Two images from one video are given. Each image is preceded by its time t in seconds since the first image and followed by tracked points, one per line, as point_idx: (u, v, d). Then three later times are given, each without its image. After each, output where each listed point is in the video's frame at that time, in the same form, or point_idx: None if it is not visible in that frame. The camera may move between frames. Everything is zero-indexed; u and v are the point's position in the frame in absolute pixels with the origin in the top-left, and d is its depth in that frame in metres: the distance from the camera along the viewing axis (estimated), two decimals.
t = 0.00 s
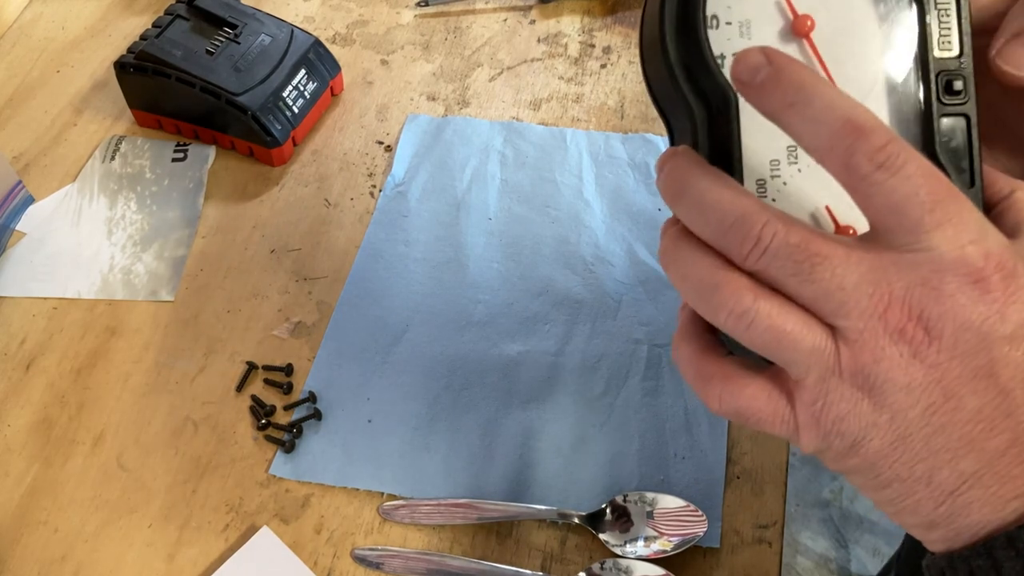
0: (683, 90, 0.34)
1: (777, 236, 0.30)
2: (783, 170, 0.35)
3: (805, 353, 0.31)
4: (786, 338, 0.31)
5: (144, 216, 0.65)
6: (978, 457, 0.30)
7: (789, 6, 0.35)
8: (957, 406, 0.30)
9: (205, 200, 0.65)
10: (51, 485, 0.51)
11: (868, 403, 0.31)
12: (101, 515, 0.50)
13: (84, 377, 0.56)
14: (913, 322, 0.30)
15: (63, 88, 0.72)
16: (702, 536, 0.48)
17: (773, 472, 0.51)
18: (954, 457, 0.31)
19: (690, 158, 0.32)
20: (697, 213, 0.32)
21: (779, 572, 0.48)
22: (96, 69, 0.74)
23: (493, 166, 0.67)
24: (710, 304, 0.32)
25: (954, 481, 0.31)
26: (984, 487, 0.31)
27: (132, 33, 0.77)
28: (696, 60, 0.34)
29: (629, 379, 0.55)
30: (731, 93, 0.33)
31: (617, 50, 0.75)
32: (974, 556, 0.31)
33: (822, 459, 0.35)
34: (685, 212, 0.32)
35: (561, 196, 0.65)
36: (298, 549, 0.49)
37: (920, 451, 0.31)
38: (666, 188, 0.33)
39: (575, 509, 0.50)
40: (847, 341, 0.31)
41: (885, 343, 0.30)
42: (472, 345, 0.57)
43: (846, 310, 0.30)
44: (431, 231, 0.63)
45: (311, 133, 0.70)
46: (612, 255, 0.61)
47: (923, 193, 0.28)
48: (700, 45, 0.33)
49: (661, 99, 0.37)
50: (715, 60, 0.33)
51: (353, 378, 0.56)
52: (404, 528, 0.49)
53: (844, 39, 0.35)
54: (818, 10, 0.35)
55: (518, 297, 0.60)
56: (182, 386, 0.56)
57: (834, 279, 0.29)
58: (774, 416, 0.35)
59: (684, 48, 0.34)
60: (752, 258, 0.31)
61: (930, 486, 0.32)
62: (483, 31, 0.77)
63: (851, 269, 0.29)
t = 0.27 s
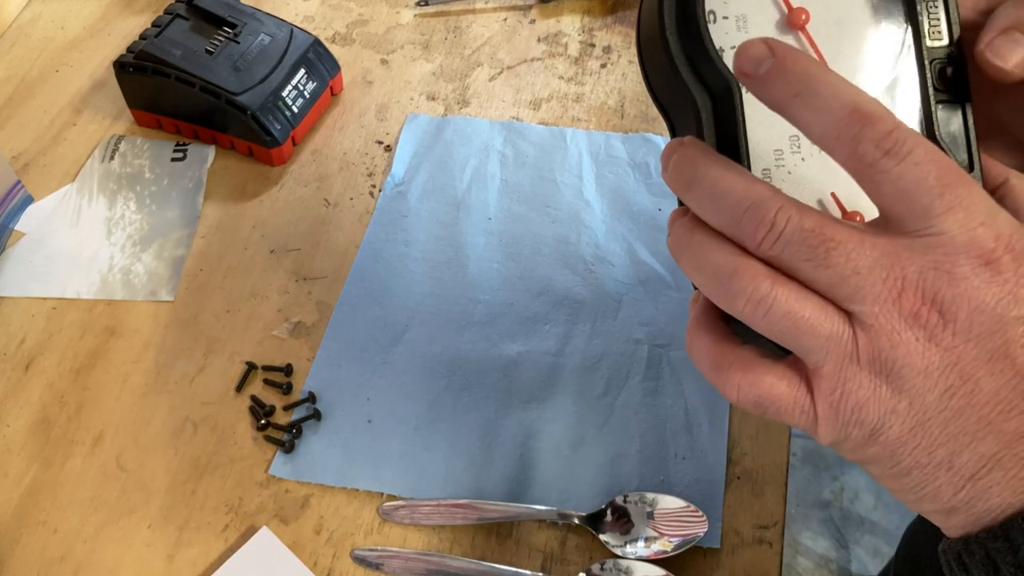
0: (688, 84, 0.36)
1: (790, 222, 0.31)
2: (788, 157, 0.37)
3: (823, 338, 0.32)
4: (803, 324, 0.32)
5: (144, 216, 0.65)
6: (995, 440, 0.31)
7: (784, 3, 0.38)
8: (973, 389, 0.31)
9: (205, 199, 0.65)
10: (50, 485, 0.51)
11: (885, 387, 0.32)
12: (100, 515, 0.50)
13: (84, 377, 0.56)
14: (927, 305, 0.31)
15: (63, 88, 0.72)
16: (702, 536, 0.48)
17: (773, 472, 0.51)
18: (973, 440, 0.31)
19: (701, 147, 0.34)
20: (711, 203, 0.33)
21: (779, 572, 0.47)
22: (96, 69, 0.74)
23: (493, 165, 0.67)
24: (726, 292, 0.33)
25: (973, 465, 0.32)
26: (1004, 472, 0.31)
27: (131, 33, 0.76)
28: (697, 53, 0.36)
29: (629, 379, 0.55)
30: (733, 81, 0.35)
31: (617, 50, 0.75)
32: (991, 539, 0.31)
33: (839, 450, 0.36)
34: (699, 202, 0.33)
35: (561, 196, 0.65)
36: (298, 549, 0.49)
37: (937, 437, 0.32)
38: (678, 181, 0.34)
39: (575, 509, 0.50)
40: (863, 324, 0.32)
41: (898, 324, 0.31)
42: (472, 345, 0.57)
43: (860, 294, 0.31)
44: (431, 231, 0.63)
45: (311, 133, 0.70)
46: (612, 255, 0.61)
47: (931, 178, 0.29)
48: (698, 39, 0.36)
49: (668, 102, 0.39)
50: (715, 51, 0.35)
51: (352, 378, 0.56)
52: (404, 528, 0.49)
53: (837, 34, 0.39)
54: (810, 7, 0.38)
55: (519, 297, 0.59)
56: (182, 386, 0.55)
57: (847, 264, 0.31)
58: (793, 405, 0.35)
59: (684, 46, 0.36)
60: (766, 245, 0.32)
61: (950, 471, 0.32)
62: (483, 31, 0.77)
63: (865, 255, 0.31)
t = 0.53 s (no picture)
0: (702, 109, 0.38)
1: (806, 239, 0.31)
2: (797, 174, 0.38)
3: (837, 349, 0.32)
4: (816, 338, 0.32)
5: (143, 216, 0.65)
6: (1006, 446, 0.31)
7: (788, 28, 0.40)
8: (981, 398, 0.31)
9: (205, 199, 0.65)
10: (50, 485, 0.51)
11: (896, 397, 0.32)
12: (100, 515, 0.50)
13: (83, 377, 0.56)
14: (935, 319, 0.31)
15: (63, 88, 0.72)
16: (703, 536, 0.48)
17: (773, 473, 0.51)
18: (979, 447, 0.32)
19: (716, 168, 0.34)
20: (725, 220, 0.33)
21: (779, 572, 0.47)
22: (95, 69, 0.74)
23: (492, 165, 0.67)
24: (742, 307, 0.34)
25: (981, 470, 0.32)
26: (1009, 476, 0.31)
27: (131, 33, 0.76)
28: (710, 79, 0.37)
29: (629, 379, 0.55)
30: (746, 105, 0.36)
31: (617, 50, 0.75)
32: (995, 545, 0.32)
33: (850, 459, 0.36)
34: (712, 219, 0.34)
35: (561, 196, 0.65)
36: (297, 549, 0.49)
37: (946, 445, 0.32)
38: (692, 199, 0.35)
39: (575, 509, 0.50)
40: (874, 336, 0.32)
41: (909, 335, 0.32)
42: (472, 345, 0.57)
43: (873, 309, 0.31)
44: (431, 231, 0.63)
45: (311, 132, 0.70)
46: (612, 255, 0.61)
47: (934, 197, 0.30)
48: (711, 65, 0.37)
49: (682, 129, 0.40)
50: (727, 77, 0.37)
51: (352, 378, 0.55)
52: (404, 528, 0.49)
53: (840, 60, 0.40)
54: (813, 33, 0.40)
55: (519, 297, 0.59)
56: (182, 386, 0.55)
57: (860, 278, 0.31)
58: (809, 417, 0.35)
59: (698, 72, 0.38)
60: (782, 261, 0.32)
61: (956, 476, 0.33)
62: (483, 31, 0.77)
63: (877, 269, 0.31)
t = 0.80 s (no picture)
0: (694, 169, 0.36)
1: (732, 349, 0.32)
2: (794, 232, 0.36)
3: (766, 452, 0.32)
4: (745, 438, 0.33)
5: (143, 216, 0.65)
6: (955, 543, 0.27)
7: (770, 81, 0.38)
8: (897, 513, 0.28)
9: (205, 199, 0.65)
10: (50, 485, 0.51)
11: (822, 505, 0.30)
12: (100, 516, 0.50)
13: (83, 377, 0.56)
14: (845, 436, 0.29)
15: (63, 88, 0.72)
16: (702, 536, 0.48)
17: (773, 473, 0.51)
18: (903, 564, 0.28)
19: (682, 256, 0.36)
20: (681, 312, 0.35)
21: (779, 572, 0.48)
22: (96, 69, 0.74)
23: (492, 165, 0.67)
24: (695, 397, 0.35)
25: None
26: None
27: (131, 33, 0.76)
28: (700, 137, 0.36)
29: (629, 380, 0.55)
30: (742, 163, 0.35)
31: (617, 50, 0.75)
32: None
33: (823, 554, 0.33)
34: (675, 306, 0.36)
35: (561, 197, 0.65)
36: (298, 549, 0.49)
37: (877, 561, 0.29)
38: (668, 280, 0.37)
39: (575, 509, 0.50)
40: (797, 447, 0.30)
41: (873, 402, 0.28)
42: (472, 345, 0.57)
43: (793, 421, 0.30)
44: (431, 231, 0.63)
45: (311, 132, 0.70)
46: (612, 255, 0.61)
47: (828, 316, 0.29)
48: (703, 125, 0.36)
49: (675, 189, 0.38)
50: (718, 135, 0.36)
51: (352, 378, 0.56)
52: (404, 528, 0.49)
53: (828, 109, 0.39)
54: (796, 85, 0.38)
55: (519, 297, 0.59)
56: (182, 386, 0.55)
57: (776, 392, 0.30)
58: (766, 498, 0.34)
59: (690, 132, 0.36)
60: (716, 361, 0.33)
61: None
62: (483, 31, 0.77)
63: (797, 386, 0.30)
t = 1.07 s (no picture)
0: (733, 206, 0.41)
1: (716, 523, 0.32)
2: (832, 251, 0.40)
3: None
4: None
5: (144, 216, 0.65)
6: None
7: (793, 126, 0.43)
8: None
9: (205, 199, 0.65)
10: (50, 485, 0.51)
11: None
12: (100, 515, 0.50)
13: (84, 377, 0.56)
14: None
15: (63, 88, 0.72)
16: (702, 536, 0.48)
17: (773, 472, 0.51)
18: None
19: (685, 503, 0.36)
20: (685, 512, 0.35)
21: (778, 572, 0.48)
22: (96, 69, 0.74)
23: (492, 166, 0.67)
24: None
25: None
26: None
27: (131, 33, 0.76)
28: (735, 177, 0.41)
29: (629, 380, 0.55)
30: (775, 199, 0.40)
31: (617, 50, 0.75)
32: None
33: None
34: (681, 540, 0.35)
35: (561, 197, 0.65)
36: (298, 549, 0.49)
37: None
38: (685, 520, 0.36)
39: (575, 509, 0.50)
40: None
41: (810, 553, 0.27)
42: (472, 345, 0.57)
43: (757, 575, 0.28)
44: (431, 231, 0.63)
45: (311, 133, 0.70)
46: (612, 255, 0.61)
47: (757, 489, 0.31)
48: (736, 169, 0.41)
49: (721, 227, 0.43)
50: (752, 175, 0.41)
51: (352, 378, 0.56)
52: (404, 528, 0.49)
53: (849, 146, 0.43)
54: (818, 127, 0.43)
55: (519, 297, 0.59)
56: (182, 386, 0.55)
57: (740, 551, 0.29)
58: None
59: (727, 177, 0.41)
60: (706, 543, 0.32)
61: None
62: (483, 31, 0.77)
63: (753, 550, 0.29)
